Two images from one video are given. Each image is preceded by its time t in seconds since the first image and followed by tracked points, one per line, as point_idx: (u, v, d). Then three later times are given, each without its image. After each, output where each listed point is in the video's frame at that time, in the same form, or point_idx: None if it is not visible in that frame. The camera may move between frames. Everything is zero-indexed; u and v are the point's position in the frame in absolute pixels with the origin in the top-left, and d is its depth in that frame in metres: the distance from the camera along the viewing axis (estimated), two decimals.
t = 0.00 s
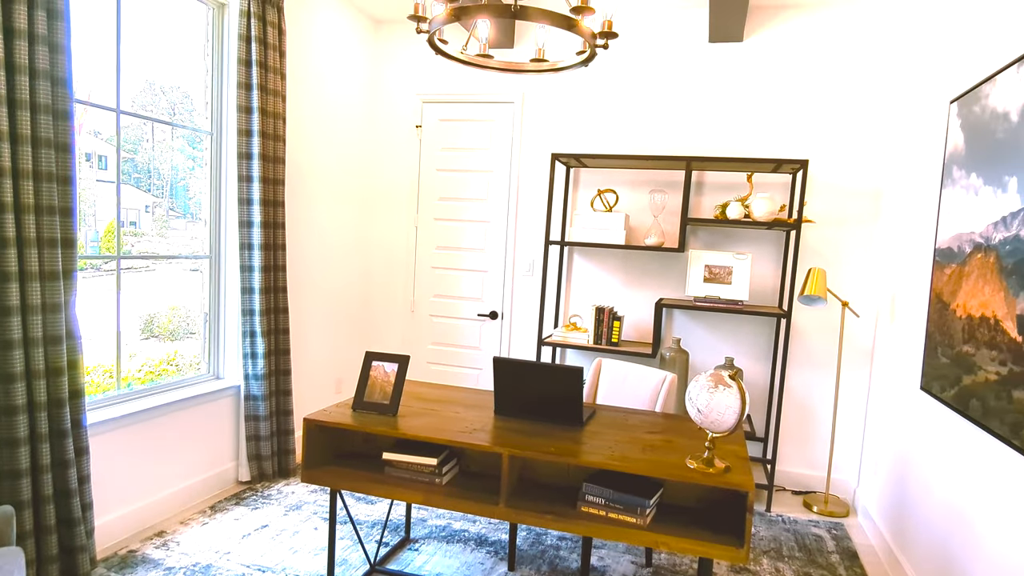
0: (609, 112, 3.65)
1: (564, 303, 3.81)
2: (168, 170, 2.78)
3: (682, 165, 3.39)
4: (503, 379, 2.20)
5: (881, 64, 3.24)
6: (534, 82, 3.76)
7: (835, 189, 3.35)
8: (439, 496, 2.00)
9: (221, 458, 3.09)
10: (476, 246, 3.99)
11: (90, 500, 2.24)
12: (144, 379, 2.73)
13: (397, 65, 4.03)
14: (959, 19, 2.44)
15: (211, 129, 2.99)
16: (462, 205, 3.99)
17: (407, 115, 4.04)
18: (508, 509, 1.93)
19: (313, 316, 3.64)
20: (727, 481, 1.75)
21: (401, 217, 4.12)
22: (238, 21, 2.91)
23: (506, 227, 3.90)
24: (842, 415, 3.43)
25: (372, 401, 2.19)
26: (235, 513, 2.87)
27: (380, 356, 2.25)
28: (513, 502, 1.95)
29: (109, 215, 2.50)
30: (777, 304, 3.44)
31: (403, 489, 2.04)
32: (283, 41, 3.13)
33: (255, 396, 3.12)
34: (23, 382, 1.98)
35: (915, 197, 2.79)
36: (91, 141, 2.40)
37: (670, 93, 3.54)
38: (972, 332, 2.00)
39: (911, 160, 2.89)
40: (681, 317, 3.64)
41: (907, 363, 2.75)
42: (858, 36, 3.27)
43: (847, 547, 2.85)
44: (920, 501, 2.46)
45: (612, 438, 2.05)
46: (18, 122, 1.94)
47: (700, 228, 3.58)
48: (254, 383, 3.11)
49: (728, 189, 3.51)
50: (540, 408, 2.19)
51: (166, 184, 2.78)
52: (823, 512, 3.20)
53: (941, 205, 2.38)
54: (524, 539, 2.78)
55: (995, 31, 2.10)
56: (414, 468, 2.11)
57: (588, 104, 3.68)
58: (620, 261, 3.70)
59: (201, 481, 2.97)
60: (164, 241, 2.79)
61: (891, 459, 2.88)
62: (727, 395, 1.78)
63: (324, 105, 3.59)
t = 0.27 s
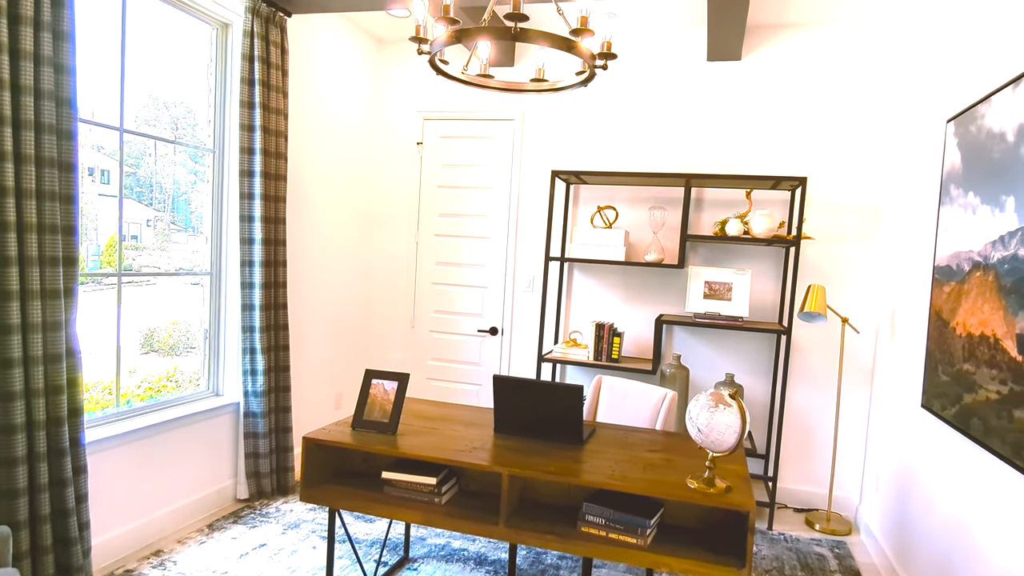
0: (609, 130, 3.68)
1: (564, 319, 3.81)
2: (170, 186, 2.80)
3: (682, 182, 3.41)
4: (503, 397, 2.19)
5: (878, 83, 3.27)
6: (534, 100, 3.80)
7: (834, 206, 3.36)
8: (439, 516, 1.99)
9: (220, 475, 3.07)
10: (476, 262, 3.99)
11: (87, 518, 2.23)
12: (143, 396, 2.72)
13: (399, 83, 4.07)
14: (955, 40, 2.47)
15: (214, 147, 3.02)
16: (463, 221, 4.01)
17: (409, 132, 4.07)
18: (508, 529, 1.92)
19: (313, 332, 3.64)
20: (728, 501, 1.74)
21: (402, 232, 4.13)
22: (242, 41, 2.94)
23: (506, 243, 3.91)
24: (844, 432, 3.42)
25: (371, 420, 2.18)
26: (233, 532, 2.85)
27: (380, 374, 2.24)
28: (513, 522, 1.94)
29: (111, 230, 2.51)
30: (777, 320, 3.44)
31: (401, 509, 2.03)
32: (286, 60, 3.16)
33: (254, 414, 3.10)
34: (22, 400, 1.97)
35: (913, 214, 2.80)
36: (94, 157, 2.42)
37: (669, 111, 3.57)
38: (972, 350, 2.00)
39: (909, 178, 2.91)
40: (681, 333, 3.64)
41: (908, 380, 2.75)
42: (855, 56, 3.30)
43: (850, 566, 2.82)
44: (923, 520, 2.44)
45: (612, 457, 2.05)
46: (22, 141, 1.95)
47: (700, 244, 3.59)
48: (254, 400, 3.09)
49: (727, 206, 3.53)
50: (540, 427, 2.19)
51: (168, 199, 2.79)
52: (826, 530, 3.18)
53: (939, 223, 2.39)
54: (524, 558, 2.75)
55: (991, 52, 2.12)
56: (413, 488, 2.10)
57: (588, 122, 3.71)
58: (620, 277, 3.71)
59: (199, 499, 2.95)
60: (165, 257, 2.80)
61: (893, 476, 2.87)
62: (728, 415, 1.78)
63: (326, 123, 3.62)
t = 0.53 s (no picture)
0: (608, 144, 3.70)
1: (564, 333, 3.80)
2: (171, 200, 2.80)
3: (681, 197, 3.42)
4: (503, 413, 2.18)
5: (877, 98, 3.29)
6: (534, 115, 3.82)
7: (833, 220, 3.36)
8: (437, 534, 1.97)
9: (217, 491, 3.04)
10: (476, 275, 3.99)
11: (82, 535, 2.20)
12: (141, 411, 2.71)
13: (399, 98, 4.09)
14: (952, 58, 2.48)
15: (215, 162, 3.03)
16: (463, 235, 4.01)
17: (409, 147, 4.09)
18: (507, 548, 1.90)
19: (312, 346, 3.63)
20: (730, 520, 1.73)
21: (402, 246, 4.14)
22: (244, 57, 2.96)
23: (506, 257, 3.91)
24: (846, 447, 3.40)
25: (369, 436, 2.17)
26: (229, 549, 2.82)
27: (379, 389, 2.23)
28: (512, 541, 1.92)
29: (112, 243, 2.51)
30: (778, 335, 3.43)
31: (399, 527, 2.01)
32: (287, 76, 3.18)
33: (252, 429, 3.08)
34: (18, 416, 1.96)
35: (913, 229, 2.80)
36: (95, 170, 2.42)
37: (668, 126, 3.59)
38: (974, 366, 1.99)
39: (907, 193, 2.91)
40: (681, 347, 3.62)
41: (909, 395, 2.73)
42: (853, 71, 3.32)
43: None
44: (926, 537, 2.42)
45: (612, 474, 2.03)
46: (23, 157, 1.96)
47: (699, 258, 3.59)
48: (252, 415, 3.08)
49: (727, 220, 3.53)
50: (539, 443, 2.17)
51: (169, 211, 2.80)
52: (828, 547, 3.14)
53: (939, 239, 2.39)
54: None
55: (989, 69, 2.13)
56: (411, 505, 2.08)
57: (587, 137, 3.73)
58: (619, 291, 3.70)
59: (195, 516, 2.92)
60: (165, 269, 2.80)
61: (896, 492, 2.84)
62: (728, 431, 1.77)
63: (327, 137, 3.64)
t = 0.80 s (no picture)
0: (608, 156, 3.70)
1: (565, 345, 3.80)
2: (173, 210, 2.81)
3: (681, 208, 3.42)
4: (503, 427, 2.17)
5: (876, 110, 3.30)
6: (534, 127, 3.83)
7: (834, 232, 3.36)
8: (437, 551, 1.95)
9: (216, 505, 3.02)
10: (477, 287, 3.99)
11: (79, 551, 2.19)
12: (140, 424, 2.70)
13: (400, 110, 4.11)
14: (952, 71, 2.49)
15: (216, 175, 3.03)
16: (463, 246, 4.01)
17: (409, 158, 4.10)
18: (508, 565, 1.88)
19: (313, 358, 3.62)
20: (732, 536, 1.71)
21: (402, 257, 4.14)
22: (245, 71, 2.98)
23: (507, 268, 3.92)
24: (849, 460, 3.38)
25: (369, 451, 2.16)
26: (228, 564, 2.79)
27: (379, 403, 2.22)
28: (512, 557, 1.91)
29: (112, 253, 2.51)
30: (779, 346, 3.42)
31: (399, 542, 1.99)
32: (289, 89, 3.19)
33: (252, 442, 3.07)
34: (17, 432, 1.95)
35: (914, 241, 2.80)
36: (97, 180, 2.43)
37: (668, 138, 3.60)
38: (977, 380, 1.98)
39: (908, 205, 2.92)
40: (682, 359, 3.61)
41: (912, 407, 2.72)
42: (852, 84, 3.33)
43: None
44: (931, 551, 2.40)
45: (613, 489, 2.02)
46: (25, 172, 1.96)
47: (700, 270, 3.59)
48: (252, 428, 3.06)
49: (727, 232, 3.53)
50: (540, 458, 2.16)
51: (171, 221, 2.80)
52: (831, 561, 3.12)
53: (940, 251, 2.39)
54: None
55: (989, 82, 2.13)
56: (411, 521, 2.06)
57: (587, 149, 3.74)
58: (620, 303, 3.70)
59: (194, 530, 2.90)
60: (166, 279, 2.80)
61: (900, 504, 2.82)
62: (731, 447, 1.75)
63: (328, 149, 3.65)
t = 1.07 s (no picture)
0: (610, 165, 3.70)
1: (567, 354, 3.78)
2: (173, 218, 2.80)
3: (683, 217, 3.41)
4: (506, 439, 2.15)
5: (878, 119, 3.29)
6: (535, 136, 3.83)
7: (836, 240, 3.35)
8: (439, 565, 1.93)
9: (215, 517, 3.00)
10: (478, 295, 3.98)
11: (77, 565, 2.16)
12: (139, 435, 2.68)
13: (400, 119, 4.11)
14: (954, 80, 2.48)
15: (217, 185, 3.03)
16: (464, 255, 4.00)
17: (410, 167, 4.09)
18: None
19: (313, 367, 3.60)
20: (738, 551, 1.69)
21: (403, 266, 4.13)
22: (246, 80, 2.98)
23: (508, 277, 3.90)
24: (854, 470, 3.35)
25: (370, 463, 2.14)
26: None
27: (379, 415, 2.20)
28: (515, 572, 1.88)
29: (112, 261, 2.50)
30: (782, 355, 3.40)
31: (401, 557, 1.97)
32: (290, 99, 3.19)
33: (252, 453, 3.04)
34: (14, 445, 1.93)
35: (917, 250, 2.79)
36: (98, 188, 2.42)
37: (670, 147, 3.59)
38: (984, 391, 1.96)
39: (910, 213, 2.90)
40: (685, 368, 3.59)
41: (917, 416, 2.70)
42: (854, 92, 3.32)
43: None
44: (938, 563, 2.37)
45: (617, 502, 1.99)
46: (24, 184, 1.95)
47: (702, 278, 3.57)
48: (252, 439, 3.04)
49: (729, 240, 3.52)
50: (543, 470, 2.14)
51: (172, 229, 2.79)
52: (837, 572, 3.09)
53: (944, 260, 2.37)
54: None
55: (992, 90, 2.12)
56: (412, 534, 2.04)
57: (589, 158, 3.73)
58: (622, 312, 3.68)
59: (193, 542, 2.87)
60: (167, 287, 2.78)
61: (906, 515, 2.80)
62: (735, 460, 1.73)
63: (329, 158, 3.64)
